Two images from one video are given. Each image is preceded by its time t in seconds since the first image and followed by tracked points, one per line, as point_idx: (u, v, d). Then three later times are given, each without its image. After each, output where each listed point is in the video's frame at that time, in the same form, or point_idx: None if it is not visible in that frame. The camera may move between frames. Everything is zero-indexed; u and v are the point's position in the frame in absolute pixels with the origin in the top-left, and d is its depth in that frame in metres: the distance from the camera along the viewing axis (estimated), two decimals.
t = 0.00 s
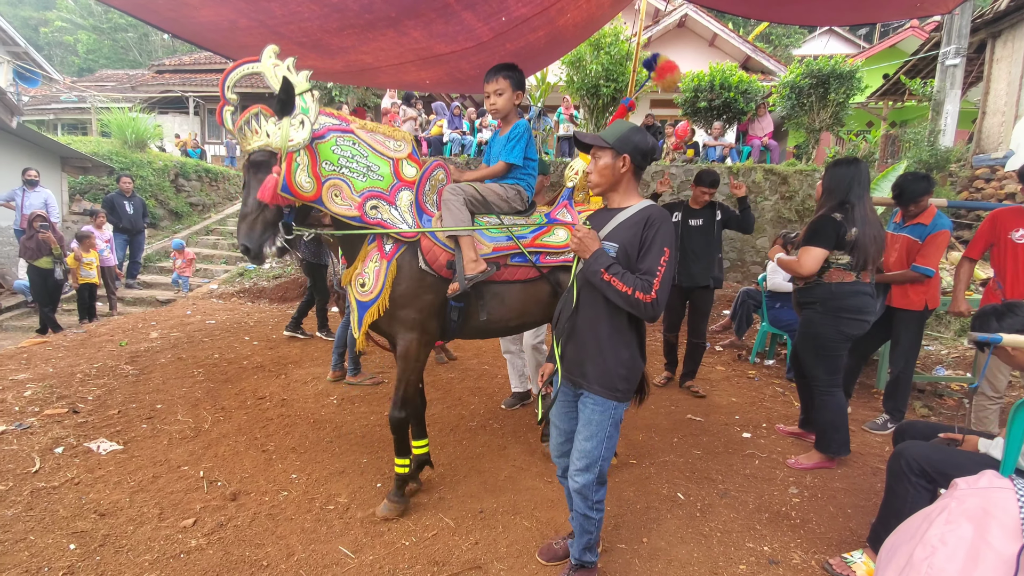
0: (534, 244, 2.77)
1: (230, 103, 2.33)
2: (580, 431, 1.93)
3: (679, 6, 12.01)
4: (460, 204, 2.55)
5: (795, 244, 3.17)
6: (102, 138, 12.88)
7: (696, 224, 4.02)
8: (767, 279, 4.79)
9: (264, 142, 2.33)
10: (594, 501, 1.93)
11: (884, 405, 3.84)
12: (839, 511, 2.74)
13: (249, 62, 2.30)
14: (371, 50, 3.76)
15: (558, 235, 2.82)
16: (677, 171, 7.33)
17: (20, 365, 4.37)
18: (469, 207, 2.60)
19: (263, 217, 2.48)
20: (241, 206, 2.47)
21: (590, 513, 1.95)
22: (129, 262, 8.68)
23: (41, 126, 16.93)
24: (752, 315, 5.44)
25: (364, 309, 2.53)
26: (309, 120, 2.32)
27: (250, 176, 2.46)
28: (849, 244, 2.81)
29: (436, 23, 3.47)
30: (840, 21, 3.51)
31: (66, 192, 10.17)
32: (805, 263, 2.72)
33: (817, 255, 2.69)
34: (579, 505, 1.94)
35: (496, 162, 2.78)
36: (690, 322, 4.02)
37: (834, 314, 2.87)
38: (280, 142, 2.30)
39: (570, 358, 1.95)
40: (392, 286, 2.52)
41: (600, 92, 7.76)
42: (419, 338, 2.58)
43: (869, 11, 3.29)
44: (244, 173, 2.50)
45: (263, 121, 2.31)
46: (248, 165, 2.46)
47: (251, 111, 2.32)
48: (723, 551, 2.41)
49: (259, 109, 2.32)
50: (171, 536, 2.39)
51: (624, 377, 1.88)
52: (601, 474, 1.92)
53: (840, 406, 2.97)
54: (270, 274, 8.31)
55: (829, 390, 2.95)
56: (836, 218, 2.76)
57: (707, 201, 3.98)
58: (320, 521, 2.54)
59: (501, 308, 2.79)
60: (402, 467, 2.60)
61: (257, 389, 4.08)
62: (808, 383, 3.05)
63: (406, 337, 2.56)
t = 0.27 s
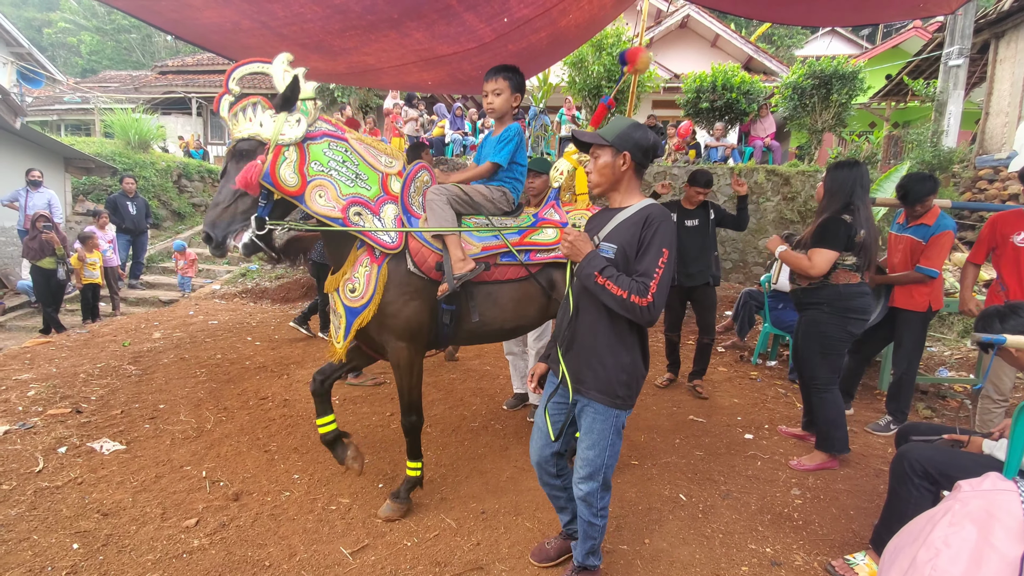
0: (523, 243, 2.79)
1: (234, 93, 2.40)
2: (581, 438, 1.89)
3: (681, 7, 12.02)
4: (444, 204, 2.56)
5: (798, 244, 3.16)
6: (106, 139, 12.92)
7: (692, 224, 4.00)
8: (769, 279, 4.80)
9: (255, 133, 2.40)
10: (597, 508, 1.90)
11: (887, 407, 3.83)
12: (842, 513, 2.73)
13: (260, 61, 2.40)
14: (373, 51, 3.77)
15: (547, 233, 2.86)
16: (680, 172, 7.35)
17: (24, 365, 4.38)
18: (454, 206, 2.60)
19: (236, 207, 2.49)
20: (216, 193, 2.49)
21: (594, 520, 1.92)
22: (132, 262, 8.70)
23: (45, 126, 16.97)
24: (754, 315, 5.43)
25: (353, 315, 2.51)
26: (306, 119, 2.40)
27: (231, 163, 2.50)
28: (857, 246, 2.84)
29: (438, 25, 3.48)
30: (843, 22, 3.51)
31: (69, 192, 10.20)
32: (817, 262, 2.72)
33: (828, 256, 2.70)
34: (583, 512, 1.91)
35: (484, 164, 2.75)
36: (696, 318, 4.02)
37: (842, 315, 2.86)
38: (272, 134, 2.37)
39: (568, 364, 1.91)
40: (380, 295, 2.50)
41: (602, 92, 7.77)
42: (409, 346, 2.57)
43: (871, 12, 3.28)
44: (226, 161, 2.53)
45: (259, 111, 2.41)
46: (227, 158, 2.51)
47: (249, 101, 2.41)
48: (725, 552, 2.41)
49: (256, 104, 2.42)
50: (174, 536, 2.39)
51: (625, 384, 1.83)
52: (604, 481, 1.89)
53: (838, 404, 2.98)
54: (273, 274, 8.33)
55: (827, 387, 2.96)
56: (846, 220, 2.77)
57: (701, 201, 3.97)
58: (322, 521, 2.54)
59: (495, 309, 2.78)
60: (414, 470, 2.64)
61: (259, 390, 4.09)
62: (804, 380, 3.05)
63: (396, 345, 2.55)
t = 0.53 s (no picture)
0: (521, 241, 2.75)
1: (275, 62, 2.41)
2: (581, 442, 1.88)
3: (682, 8, 12.02)
4: (446, 198, 2.52)
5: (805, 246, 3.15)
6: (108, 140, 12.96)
7: (690, 230, 4.02)
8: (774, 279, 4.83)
9: (281, 95, 2.41)
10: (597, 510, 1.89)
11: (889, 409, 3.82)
12: (844, 515, 2.72)
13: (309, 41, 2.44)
14: (375, 53, 3.77)
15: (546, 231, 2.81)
16: (681, 173, 7.34)
17: (27, 367, 4.39)
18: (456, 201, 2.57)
19: (239, 153, 2.43)
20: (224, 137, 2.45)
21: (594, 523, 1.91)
22: (134, 263, 8.72)
23: (48, 128, 17.02)
24: (755, 316, 5.43)
25: (345, 303, 2.51)
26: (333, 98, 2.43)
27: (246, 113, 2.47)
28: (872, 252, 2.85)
29: (440, 26, 3.49)
30: (845, 23, 3.50)
31: (72, 194, 10.23)
32: (845, 272, 2.72)
33: (854, 267, 2.72)
34: (585, 515, 1.90)
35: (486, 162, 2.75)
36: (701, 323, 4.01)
37: (845, 326, 2.88)
38: (295, 101, 2.38)
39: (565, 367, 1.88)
40: (374, 283, 2.50)
41: (603, 94, 7.78)
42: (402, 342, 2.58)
43: (873, 13, 3.28)
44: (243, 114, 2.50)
45: (292, 78, 2.41)
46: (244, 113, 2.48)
47: (279, 67, 2.40)
48: (727, 555, 2.40)
49: (293, 70, 2.42)
50: (175, 537, 2.40)
51: (620, 387, 1.80)
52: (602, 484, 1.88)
53: (817, 401, 2.97)
54: (274, 275, 8.34)
55: (804, 386, 2.93)
56: (861, 226, 2.77)
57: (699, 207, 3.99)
58: (324, 523, 2.54)
59: (490, 306, 2.78)
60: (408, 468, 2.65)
61: (261, 391, 4.09)
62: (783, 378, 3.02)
63: (386, 339, 2.55)
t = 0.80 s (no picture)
0: (516, 251, 2.77)
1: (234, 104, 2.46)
2: (564, 448, 1.86)
3: (682, 10, 12.04)
4: (435, 211, 2.53)
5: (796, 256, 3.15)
6: (110, 141, 12.98)
7: (698, 229, 4.02)
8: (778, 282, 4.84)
9: (244, 138, 2.44)
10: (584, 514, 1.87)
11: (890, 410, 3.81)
12: (845, 516, 2.72)
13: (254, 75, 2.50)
14: (376, 55, 3.78)
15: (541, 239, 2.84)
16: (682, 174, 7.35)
17: (27, 367, 4.39)
18: (446, 213, 2.57)
19: (231, 210, 2.48)
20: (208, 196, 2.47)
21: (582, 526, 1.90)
22: (135, 264, 8.72)
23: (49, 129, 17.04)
24: (755, 318, 5.42)
25: (341, 314, 2.49)
26: (293, 123, 2.44)
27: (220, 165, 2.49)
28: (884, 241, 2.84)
29: (440, 28, 3.50)
30: (845, 25, 3.51)
31: (73, 195, 10.25)
32: (878, 258, 2.68)
33: (885, 249, 2.69)
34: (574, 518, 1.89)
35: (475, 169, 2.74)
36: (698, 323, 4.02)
37: (851, 322, 2.86)
38: (260, 138, 2.41)
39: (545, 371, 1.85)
40: (367, 293, 2.49)
41: (604, 95, 7.79)
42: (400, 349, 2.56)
43: (872, 15, 3.29)
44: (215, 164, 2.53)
45: (248, 116, 2.44)
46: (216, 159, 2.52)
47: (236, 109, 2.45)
48: (727, 556, 2.40)
49: (247, 108, 2.45)
50: (175, 538, 2.39)
51: (600, 390, 1.77)
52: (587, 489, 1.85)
53: (828, 404, 2.98)
54: (275, 276, 8.34)
55: (817, 390, 2.95)
56: (870, 216, 2.76)
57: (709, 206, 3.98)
58: (324, 524, 2.54)
59: (485, 315, 2.76)
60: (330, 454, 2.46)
61: (261, 392, 4.09)
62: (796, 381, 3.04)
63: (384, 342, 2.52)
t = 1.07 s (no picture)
0: (511, 244, 2.76)
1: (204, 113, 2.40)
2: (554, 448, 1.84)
3: (682, 10, 12.04)
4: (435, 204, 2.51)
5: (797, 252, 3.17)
6: (110, 142, 12.98)
7: (704, 230, 4.02)
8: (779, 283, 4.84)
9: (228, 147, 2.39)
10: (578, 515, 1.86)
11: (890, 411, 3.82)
12: (845, 517, 2.72)
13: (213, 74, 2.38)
14: (376, 55, 3.78)
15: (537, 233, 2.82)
16: (682, 174, 7.34)
17: (27, 368, 4.39)
18: (445, 206, 2.56)
19: (228, 222, 2.52)
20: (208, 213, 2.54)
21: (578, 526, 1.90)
22: (136, 265, 8.72)
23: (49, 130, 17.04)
24: (756, 319, 5.42)
25: (341, 313, 2.54)
26: (269, 121, 2.37)
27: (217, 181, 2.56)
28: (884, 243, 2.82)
29: (441, 29, 3.51)
30: (845, 26, 3.50)
31: (73, 195, 10.26)
32: (869, 261, 2.68)
33: (878, 252, 2.69)
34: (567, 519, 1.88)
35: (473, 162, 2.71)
36: (696, 325, 4.02)
37: (854, 325, 2.85)
38: (241, 143, 2.36)
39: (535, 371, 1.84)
40: (367, 291, 2.53)
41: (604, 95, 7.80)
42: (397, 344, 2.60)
43: (872, 16, 3.29)
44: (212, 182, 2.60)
45: (223, 125, 2.40)
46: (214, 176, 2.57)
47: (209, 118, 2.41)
48: (728, 557, 2.40)
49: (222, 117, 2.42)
50: (176, 539, 2.39)
51: (590, 389, 1.77)
52: (579, 489, 1.84)
53: (830, 409, 2.98)
54: (275, 277, 8.33)
55: (819, 394, 2.95)
56: (870, 220, 2.75)
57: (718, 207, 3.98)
58: (324, 525, 2.54)
59: (480, 310, 2.78)
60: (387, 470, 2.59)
61: (261, 392, 4.09)
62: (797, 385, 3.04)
63: (385, 339, 2.57)
